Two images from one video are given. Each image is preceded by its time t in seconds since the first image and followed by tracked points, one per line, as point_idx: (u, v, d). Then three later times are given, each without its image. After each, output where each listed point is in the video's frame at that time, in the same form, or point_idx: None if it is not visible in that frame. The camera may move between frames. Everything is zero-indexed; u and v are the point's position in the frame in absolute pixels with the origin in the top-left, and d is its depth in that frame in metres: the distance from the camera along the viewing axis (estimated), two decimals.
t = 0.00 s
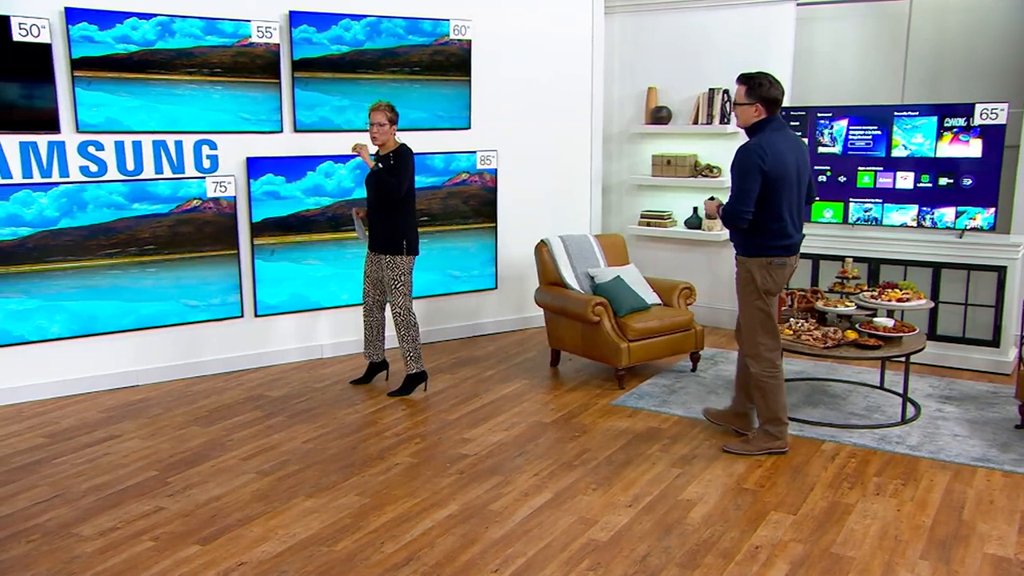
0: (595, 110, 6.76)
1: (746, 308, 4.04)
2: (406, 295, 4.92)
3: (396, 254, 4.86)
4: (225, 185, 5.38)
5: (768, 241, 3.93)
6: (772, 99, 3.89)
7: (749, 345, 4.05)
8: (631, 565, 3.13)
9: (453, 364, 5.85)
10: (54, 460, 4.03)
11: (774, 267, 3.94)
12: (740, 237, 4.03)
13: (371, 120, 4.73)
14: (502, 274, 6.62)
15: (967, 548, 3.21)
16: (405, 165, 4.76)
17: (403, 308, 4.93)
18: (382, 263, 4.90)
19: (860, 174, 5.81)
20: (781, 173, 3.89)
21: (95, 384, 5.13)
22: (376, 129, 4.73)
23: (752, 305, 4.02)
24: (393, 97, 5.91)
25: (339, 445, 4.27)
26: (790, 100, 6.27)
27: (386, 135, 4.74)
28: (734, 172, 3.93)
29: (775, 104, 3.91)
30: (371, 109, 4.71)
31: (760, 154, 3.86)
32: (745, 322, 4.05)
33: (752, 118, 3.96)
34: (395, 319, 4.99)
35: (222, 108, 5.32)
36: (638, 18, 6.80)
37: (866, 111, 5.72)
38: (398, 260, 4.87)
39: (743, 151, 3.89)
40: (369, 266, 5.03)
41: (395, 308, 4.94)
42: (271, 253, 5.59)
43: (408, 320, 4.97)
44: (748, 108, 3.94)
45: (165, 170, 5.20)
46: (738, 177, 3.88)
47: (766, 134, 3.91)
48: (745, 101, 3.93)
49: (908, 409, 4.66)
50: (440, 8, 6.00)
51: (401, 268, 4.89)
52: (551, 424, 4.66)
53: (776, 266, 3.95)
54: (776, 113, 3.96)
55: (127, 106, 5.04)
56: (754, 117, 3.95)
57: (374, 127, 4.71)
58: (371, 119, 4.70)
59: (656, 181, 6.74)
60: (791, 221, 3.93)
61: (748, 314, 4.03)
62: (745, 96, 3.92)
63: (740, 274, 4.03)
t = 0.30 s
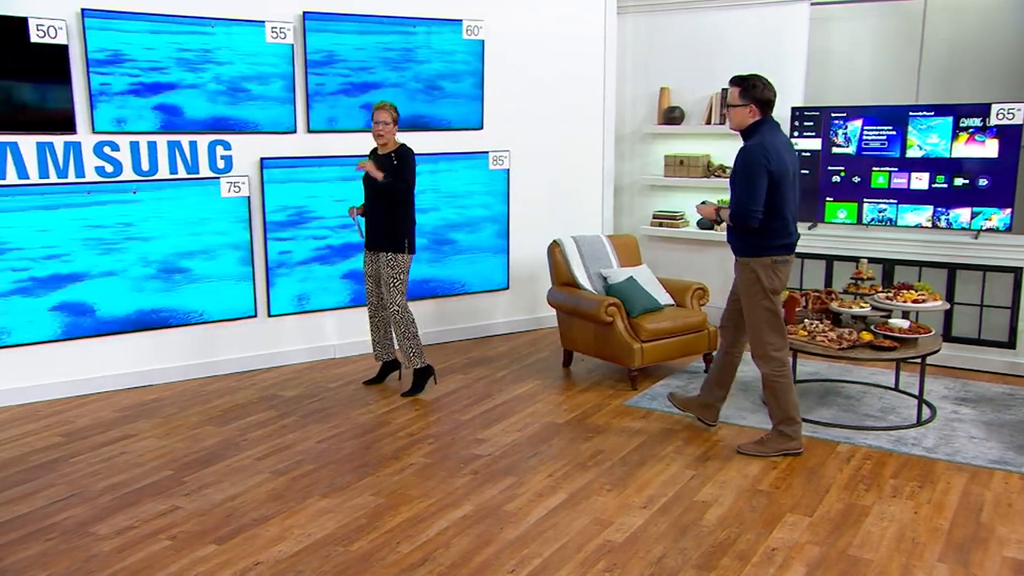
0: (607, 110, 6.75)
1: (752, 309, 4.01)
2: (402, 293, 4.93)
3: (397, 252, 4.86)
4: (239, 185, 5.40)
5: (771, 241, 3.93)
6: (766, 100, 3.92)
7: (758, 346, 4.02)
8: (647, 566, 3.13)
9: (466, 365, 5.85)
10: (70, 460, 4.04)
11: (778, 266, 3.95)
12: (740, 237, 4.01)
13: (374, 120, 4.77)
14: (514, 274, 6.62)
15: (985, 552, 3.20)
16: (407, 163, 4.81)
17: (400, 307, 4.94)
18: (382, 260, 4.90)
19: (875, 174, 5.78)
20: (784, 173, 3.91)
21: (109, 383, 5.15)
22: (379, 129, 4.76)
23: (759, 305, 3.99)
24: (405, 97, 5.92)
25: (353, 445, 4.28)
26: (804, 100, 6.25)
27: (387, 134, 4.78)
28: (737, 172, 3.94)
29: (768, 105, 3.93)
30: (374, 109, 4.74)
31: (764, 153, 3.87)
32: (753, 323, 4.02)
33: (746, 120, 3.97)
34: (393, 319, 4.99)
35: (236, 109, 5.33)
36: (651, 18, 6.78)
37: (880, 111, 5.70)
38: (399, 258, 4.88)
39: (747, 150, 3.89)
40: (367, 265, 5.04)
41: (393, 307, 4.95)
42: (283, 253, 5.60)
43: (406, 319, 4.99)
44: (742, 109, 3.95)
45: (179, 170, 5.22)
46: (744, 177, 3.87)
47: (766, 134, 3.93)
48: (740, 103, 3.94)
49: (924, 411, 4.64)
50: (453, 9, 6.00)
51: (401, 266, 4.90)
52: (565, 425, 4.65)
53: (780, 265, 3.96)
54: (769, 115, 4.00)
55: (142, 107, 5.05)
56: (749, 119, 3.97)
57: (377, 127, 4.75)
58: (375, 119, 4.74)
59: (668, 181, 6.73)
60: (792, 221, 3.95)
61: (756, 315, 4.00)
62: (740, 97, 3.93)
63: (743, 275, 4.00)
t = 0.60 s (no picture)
0: (622, 109, 6.71)
1: (751, 306, 4.00)
2: (401, 291, 4.97)
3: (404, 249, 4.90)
4: (253, 185, 5.38)
5: (772, 236, 3.95)
6: (766, 98, 4.00)
7: (761, 344, 4.00)
8: (666, 570, 3.09)
9: (479, 365, 5.82)
10: (85, 459, 4.03)
11: (774, 261, 3.98)
12: (738, 234, 4.01)
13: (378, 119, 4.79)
14: (527, 274, 6.58)
15: (1010, 557, 3.15)
16: (416, 163, 4.85)
17: (398, 304, 4.97)
18: (385, 257, 4.91)
19: (893, 174, 5.72)
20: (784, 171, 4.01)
21: (123, 383, 5.14)
22: (383, 129, 4.79)
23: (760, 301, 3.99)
24: (419, 96, 5.89)
25: (367, 446, 4.25)
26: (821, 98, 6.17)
27: (392, 134, 4.82)
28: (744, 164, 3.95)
29: (766, 103, 4.01)
30: (378, 109, 4.76)
31: (771, 148, 3.94)
32: (755, 319, 4.00)
33: (747, 116, 4.01)
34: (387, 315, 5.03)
35: (249, 109, 5.32)
36: (666, 16, 6.74)
37: (900, 110, 5.65)
38: (403, 255, 4.91)
39: (756, 143, 3.94)
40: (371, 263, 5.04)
41: (389, 304, 4.98)
42: (295, 253, 5.57)
43: (402, 316, 5.02)
44: (744, 105, 3.99)
45: (193, 170, 5.21)
46: (755, 168, 3.90)
47: (768, 130, 4.00)
48: (743, 99, 3.97)
49: (944, 414, 4.58)
50: (467, 7, 5.98)
51: (404, 262, 4.93)
52: (580, 426, 4.61)
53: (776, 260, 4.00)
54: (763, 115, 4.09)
55: (156, 106, 5.05)
56: (749, 115, 4.01)
57: (381, 127, 4.77)
58: (379, 119, 4.76)
59: (684, 180, 6.68)
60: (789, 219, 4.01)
61: (757, 311, 3.99)
62: (744, 93, 3.97)
63: (742, 272, 4.00)
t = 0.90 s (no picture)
0: (638, 107, 6.65)
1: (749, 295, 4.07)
2: (407, 291, 5.00)
3: (414, 249, 4.91)
4: (267, 184, 5.35)
5: (776, 230, 4.02)
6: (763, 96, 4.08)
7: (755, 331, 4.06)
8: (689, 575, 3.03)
9: (494, 366, 5.77)
10: (100, 460, 4.00)
11: (773, 256, 4.07)
12: (739, 227, 4.06)
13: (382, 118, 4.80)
14: (543, 274, 6.53)
15: None
16: (424, 163, 4.84)
17: (401, 304, 5.01)
18: (393, 258, 4.93)
19: (917, 172, 5.66)
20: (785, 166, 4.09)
21: (137, 383, 5.11)
22: (389, 128, 4.79)
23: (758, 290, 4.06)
24: (434, 94, 5.84)
25: (383, 448, 4.20)
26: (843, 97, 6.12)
27: (398, 131, 4.81)
28: (750, 158, 4.00)
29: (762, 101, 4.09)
30: (384, 107, 4.79)
31: (777, 143, 4.02)
32: (750, 312, 4.07)
33: (746, 113, 4.07)
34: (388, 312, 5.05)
35: (263, 108, 5.28)
36: (684, 12, 6.67)
37: (924, 108, 5.58)
38: (414, 256, 4.93)
39: (762, 137, 3.99)
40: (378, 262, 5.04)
41: (393, 303, 5.00)
42: (308, 253, 5.53)
43: (402, 314, 5.05)
44: (743, 102, 4.04)
45: (207, 169, 5.18)
46: (765, 162, 3.96)
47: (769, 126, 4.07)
48: (740, 96, 4.02)
49: (970, 418, 4.50)
50: (483, 4, 5.93)
51: (412, 263, 4.94)
52: (598, 428, 4.55)
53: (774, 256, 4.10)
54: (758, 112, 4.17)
55: (170, 104, 5.01)
56: (747, 112, 4.07)
57: (386, 125, 4.79)
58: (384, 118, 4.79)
59: (701, 179, 6.61)
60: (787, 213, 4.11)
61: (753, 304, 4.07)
62: (742, 91, 4.02)
63: (745, 263, 4.06)
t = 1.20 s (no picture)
0: (657, 104, 6.57)
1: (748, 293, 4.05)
2: (409, 295, 4.93)
3: (416, 253, 4.85)
4: (283, 182, 5.30)
5: (786, 227, 4.00)
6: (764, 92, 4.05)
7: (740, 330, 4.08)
8: None
9: (511, 367, 5.70)
10: (116, 461, 3.95)
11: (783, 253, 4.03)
12: (747, 224, 4.02)
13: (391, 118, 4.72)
14: (560, 274, 6.45)
15: None
16: (430, 166, 4.76)
17: (403, 308, 4.92)
18: (394, 259, 4.88)
19: (944, 171, 5.55)
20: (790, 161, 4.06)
21: (152, 382, 5.08)
22: (398, 128, 4.71)
23: (758, 289, 4.03)
24: (450, 91, 5.78)
25: (400, 450, 4.15)
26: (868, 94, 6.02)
27: (407, 131, 4.72)
28: (759, 155, 3.95)
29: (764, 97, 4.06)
30: (391, 108, 4.69)
31: (784, 138, 3.97)
32: (746, 308, 4.05)
33: (751, 110, 4.02)
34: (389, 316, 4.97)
35: (278, 105, 5.23)
36: (704, 8, 6.58)
37: (952, 106, 5.45)
38: (414, 260, 4.86)
39: (769, 134, 3.94)
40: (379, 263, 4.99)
41: (394, 306, 4.93)
42: (322, 253, 5.48)
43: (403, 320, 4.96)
44: (748, 99, 4.00)
45: (222, 166, 5.14)
46: (773, 159, 3.91)
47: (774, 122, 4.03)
48: (746, 92, 3.98)
49: (1000, 422, 4.39)
50: None
51: (413, 267, 4.87)
52: (618, 431, 4.47)
53: (784, 253, 4.04)
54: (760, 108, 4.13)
55: (185, 102, 4.97)
56: (752, 109, 4.02)
57: (395, 125, 4.69)
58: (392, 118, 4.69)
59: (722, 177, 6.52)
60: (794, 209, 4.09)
61: (751, 300, 4.05)
62: (746, 88, 3.98)
63: (752, 259, 4.02)
